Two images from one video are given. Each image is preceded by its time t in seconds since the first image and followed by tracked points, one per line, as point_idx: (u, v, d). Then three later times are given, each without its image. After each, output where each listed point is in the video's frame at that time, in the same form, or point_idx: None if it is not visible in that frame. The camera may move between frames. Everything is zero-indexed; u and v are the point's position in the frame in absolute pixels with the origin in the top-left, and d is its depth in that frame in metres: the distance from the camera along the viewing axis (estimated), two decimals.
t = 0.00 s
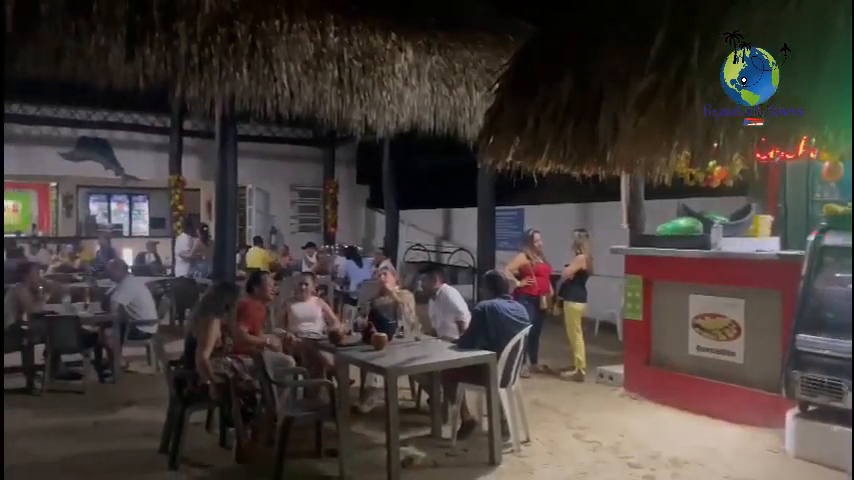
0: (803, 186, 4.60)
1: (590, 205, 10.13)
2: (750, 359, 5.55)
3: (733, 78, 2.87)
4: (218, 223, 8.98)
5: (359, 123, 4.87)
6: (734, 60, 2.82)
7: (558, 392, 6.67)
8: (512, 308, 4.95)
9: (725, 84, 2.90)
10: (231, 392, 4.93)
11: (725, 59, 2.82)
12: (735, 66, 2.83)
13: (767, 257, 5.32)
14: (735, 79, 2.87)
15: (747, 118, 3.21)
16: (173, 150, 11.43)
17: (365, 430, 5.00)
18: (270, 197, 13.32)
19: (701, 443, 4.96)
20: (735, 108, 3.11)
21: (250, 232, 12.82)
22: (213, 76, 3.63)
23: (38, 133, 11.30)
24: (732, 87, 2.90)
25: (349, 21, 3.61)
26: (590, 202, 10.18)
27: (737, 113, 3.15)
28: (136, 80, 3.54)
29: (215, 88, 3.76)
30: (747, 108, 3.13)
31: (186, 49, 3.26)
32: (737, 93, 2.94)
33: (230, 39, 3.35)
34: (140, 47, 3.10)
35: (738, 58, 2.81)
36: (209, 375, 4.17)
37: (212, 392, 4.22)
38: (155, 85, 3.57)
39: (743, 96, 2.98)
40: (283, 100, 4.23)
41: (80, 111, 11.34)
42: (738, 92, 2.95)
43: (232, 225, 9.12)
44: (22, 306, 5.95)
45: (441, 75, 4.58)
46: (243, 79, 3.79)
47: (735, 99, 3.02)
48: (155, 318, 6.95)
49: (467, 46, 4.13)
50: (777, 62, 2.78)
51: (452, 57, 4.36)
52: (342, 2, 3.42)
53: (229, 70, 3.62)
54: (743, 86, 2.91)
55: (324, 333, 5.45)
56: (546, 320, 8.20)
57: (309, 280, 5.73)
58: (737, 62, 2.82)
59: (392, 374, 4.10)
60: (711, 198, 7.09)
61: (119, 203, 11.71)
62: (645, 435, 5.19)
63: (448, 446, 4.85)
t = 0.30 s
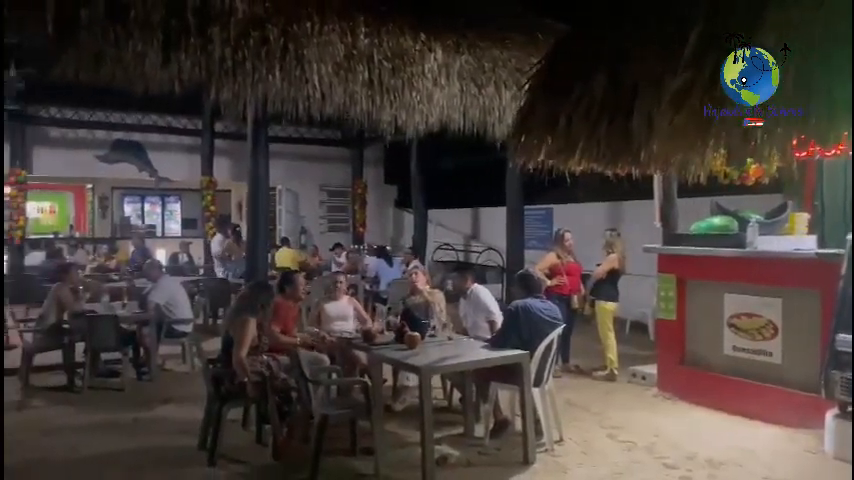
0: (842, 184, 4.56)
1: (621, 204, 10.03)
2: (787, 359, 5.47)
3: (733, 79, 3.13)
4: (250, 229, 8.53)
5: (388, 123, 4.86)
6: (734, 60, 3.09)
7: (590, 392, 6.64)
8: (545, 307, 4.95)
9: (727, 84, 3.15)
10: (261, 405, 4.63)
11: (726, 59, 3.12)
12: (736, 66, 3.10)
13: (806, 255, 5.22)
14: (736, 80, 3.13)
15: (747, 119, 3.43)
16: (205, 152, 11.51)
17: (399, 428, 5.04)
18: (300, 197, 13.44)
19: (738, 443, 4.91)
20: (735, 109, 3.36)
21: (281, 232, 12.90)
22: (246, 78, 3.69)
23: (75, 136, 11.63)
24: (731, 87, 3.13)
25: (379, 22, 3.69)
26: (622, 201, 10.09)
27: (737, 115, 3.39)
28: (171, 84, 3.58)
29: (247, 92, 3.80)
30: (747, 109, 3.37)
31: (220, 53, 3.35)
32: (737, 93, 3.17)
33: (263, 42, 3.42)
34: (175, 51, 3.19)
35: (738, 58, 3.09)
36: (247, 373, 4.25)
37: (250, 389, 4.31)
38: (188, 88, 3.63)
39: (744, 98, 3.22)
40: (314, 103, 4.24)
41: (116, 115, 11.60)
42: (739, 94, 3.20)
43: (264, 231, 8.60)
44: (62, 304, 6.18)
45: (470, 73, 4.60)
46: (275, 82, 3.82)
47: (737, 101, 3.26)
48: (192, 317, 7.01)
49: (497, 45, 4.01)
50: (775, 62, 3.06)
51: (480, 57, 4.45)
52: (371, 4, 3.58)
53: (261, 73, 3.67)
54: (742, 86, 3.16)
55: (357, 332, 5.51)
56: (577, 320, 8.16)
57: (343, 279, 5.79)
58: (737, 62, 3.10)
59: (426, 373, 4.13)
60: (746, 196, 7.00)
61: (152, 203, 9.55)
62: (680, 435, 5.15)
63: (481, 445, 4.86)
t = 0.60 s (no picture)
0: None
1: (652, 203, 9.94)
2: (824, 361, 5.34)
3: (733, 78, 3.36)
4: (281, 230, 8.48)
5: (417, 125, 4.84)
6: (734, 60, 3.30)
7: (620, 392, 6.58)
8: (578, 307, 4.93)
9: (727, 83, 3.39)
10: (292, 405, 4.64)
11: (726, 59, 3.33)
12: (736, 66, 3.30)
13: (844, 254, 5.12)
14: (737, 79, 3.35)
15: (747, 118, 3.66)
16: (235, 150, 11.57)
17: (430, 428, 5.06)
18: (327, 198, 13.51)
19: (775, 446, 4.85)
20: (734, 108, 3.60)
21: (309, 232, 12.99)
22: (277, 81, 3.76)
23: (109, 138, 11.78)
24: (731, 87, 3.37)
25: (407, 23, 3.77)
26: (652, 200, 9.99)
27: (738, 114, 3.65)
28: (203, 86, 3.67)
29: (279, 95, 3.86)
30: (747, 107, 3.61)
31: (252, 55, 3.48)
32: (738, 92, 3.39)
33: (294, 46, 3.58)
34: (208, 55, 3.32)
35: (739, 58, 3.29)
36: (281, 371, 4.31)
37: (284, 388, 4.35)
38: (221, 91, 3.72)
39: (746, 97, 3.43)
40: (343, 104, 4.27)
41: (147, 116, 11.70)
42: (741, 92, 3.42)
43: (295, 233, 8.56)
44: (99, 301, 6.53)
45: (499, 73, 4.64)
46: (305, 83, 3.88)
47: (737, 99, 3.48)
48: (224, 317, 7.12)
49: (525, 45, 4.30)
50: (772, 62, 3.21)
51: (508, 55, 4.46)
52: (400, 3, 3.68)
53: (292, 74, 3.74)
54: (743, 86, 3.36)
55: (387, 332, 5.54)
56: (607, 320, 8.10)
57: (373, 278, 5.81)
58: (737, 62, 3.30)
59: (458, 372, 4.15)
60: (781, 195, 6.89)
61: (185, 205, 12.70)
62: (715, 436, 5.10)
63: (512, 445, 4.86)
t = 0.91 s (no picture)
0: None
1: (685, 204, 9.83)
2: None
3: (734, 78, 3.37)
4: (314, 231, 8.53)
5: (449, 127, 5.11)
6: (734, 60, 3.35)
7: (653, 396, 6.51)
8: (611, 310, 4.89)
9: (728, 84, 3.41)
10: (325, 405, 4.69)
11: (727, 59, 3.40)
12: (736, 66, 3.34)
13: None
14: (737, 79, 3.35)
15: (747, 119, 3.45)
16: (266, 153, 11.70)
17: (461, 429, 5.06)
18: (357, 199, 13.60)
19: (814, 452, 4.75)
20: (735, 109, 3.48)
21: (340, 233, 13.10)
22: (309, 85, 4.10)
23: (144, 142, 12.01)
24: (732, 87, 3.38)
25: (438, 25, 4.13)
26: (685, 200, 9.88)
27: (739, 115, 3.48)
28: (239, 90, 3.99)
29: (311, 97, 4.21)
30: (747, 107, 3.42)
31: (285, 59, 3.85)
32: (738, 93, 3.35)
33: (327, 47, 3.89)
34: (242, 59, 3.69)
35: (738, 58, 3.33)
36: (314, 371, 4.37)
37: (318, 387, 4.43)
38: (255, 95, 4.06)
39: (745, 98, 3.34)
40: (375, 106, 4.53)
41: (181, 120, 11.91)
42: (740, 94, 3.37)
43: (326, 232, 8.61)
44: (136, 301, 6.68)
45: (531, 75, 4.92)
46: (336, 86, 4.19)
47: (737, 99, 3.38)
48: (257, 318, 7.20)
49: (554, 44, 4.72)
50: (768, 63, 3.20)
51: (538, 56, 4.77)
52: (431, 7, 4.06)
53: (324, 76, 4.09)
54: (742, 87, 3.34)
55: (418, 333, 5.57)
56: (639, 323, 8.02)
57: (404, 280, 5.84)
58: (737, 62, 3.34)
59: (490, 374, 4.15)
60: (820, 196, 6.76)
61: (217, 207, 12.87)
62: (752, 441, 5.02)
63: (544, 447, 4.85)
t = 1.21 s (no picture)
0: None
1: (718, 207, 9.69)
2: None
3: (734, 78, 3.55)
4: (342, 234, 8.53)
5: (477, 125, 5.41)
6: (735, 60, 3.56)
7: (686, 402, 6.42)
8: (645, 315, 4.85)
9: (728, 84, 3.56)
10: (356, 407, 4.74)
11: (727, 60, 3.58)
12: (736, 66, 3.55)
13: None
14: (737, 79, 3.55)
15: (748, 119, 3.54)
16: (296, 157, 11.81)
17: (491, 433, 5.05)
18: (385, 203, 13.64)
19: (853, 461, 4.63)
20: (735, 109, 3.59)
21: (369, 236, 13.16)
22: (339, 88, 4.42)
23: (178, 147, 12.22)
24: (732, 86, 3.54)
25: (467, 30, 4.23)
26: (718, 204, 9.74)
27: (738, 116, 3.61)
28: (271, 94, 4.34)
29: (344, 99, 4.54)
30: (747, 108, 3.54)
31: (316, 65, 4.14)
32: (738, 92, 3.52)
33: (357, 53, 4.11)
34: (274, 64, 3.96)
35: (739, 59, 3.55)
36: (344, 373, 4.41)
37: (349, 390, 4.45)
38: (289, 99, 4.42)
39: (746, 98, 3.49)
40: (405, 107, 4.82)
41: (213, 124, 12.03)
42: (739, 95, 3.53)
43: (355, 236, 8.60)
44: (170, 303, 6.85)
45: (562, 78, 4.99)
46: (367, 90, 4.47)
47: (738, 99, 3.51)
48: (288, 320, 7.28)
49: (585, 46, 4.74)
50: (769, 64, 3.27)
51: (570, 59, 4.83)
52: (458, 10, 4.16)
53: (355, 80, 4.37)
54: (742, 87, 3.52)
55: (448, 336, 5.58)
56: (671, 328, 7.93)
57: (432, 284, 5.86)
58: (737, 62, 3.56)
59: (521, 378, 4.14)
60: None
61: (248, 210, 13.10)
62: (788, 449, 4.92)
63: (576, 453, 4.82)
